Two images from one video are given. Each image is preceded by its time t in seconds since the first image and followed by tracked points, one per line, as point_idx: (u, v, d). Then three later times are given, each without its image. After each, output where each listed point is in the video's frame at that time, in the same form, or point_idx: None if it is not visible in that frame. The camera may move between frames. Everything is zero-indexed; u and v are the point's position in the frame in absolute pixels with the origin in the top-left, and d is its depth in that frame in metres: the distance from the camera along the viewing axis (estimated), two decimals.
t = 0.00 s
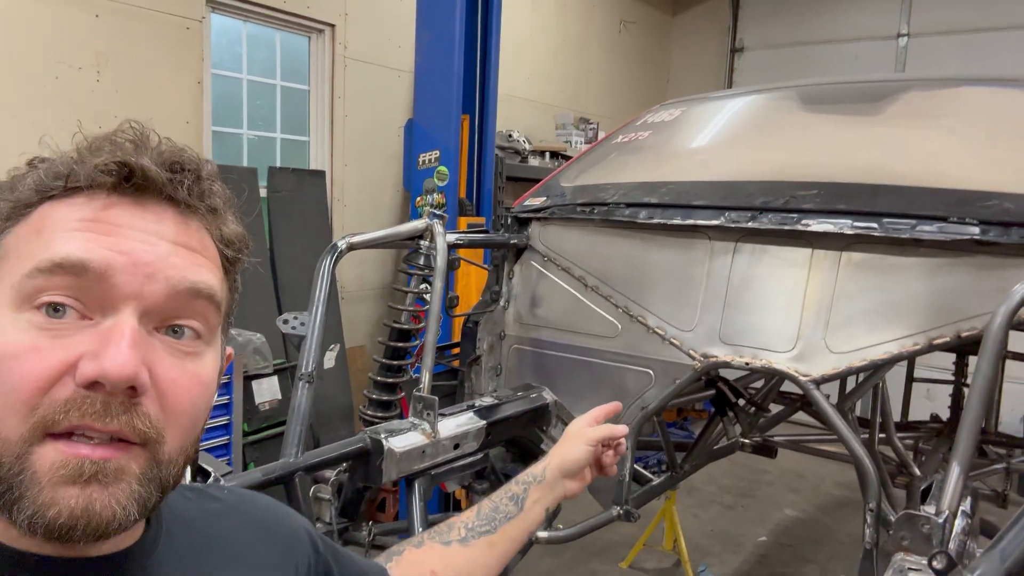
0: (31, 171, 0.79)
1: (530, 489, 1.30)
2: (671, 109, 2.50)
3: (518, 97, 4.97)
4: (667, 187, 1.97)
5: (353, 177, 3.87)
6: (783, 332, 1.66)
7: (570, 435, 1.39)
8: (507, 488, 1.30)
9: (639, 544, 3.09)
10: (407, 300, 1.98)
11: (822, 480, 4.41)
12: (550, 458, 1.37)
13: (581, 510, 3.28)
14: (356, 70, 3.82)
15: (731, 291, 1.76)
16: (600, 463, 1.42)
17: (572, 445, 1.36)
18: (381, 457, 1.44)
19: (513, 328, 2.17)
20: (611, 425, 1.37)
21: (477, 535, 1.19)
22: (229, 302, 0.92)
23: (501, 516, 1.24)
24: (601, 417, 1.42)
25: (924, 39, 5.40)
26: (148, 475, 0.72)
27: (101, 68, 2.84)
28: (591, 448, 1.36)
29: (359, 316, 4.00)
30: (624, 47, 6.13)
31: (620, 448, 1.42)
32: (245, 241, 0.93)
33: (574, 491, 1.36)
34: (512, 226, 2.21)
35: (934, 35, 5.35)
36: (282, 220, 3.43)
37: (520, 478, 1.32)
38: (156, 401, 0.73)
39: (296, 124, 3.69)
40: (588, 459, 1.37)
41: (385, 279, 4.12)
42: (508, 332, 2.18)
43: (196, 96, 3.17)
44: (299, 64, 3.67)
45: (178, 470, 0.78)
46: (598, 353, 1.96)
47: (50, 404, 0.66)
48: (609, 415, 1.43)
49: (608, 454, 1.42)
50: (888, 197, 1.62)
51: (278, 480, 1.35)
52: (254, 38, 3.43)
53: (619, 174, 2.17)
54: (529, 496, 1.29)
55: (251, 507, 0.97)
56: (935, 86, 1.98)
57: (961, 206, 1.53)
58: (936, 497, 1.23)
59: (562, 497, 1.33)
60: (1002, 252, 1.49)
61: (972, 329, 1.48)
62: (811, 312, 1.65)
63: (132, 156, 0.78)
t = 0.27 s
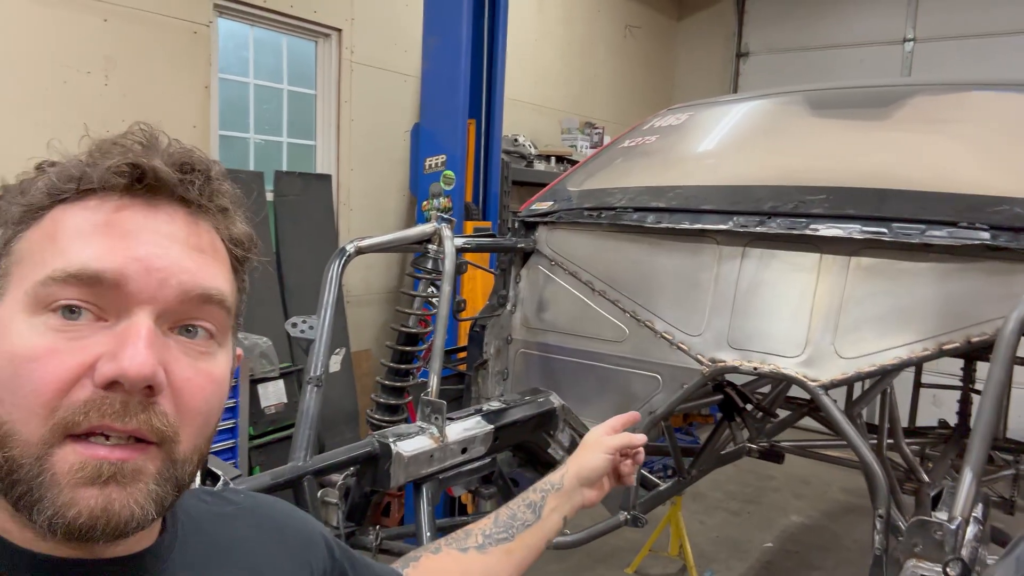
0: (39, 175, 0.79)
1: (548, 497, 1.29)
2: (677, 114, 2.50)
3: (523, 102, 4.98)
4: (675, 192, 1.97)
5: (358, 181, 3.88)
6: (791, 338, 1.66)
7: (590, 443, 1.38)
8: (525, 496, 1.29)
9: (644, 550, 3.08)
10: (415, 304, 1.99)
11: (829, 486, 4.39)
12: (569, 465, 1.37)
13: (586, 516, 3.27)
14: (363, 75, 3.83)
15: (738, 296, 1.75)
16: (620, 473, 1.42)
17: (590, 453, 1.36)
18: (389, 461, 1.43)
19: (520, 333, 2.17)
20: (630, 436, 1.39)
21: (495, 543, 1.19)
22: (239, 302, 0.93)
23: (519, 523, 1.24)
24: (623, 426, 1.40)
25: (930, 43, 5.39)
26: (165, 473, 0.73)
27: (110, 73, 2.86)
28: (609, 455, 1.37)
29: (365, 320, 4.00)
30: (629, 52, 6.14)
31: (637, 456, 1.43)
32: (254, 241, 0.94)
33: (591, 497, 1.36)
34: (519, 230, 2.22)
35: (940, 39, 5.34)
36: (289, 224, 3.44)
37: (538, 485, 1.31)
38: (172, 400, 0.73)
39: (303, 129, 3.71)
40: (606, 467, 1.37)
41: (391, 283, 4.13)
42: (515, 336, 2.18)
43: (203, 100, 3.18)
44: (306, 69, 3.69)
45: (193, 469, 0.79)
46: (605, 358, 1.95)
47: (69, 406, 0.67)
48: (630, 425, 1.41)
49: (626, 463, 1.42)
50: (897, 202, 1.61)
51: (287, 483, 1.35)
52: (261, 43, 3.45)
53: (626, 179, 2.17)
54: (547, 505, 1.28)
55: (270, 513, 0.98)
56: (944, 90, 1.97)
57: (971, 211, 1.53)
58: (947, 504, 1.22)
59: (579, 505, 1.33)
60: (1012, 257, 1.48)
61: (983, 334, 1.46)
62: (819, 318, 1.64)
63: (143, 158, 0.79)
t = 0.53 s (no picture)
0: (28, 172, 0.79)
1: (548, 489, 1.30)
2: (672, 116, 2.51)
3: (518, 105, 4.99)
4: (669, 194, 1.98)
5: (353, 184, 3.88)
6: (786, 338, 1.66)
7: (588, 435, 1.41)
8: (526, 489, 1.29)
9: (639, 552, 3.08)
10: (410, 306, 1.99)
11: (823, 488, 4.40)
12: (569, 456, 1.38)
13: (581, 518, 3.27)
14: (358, 78, 3.83)
15: (733, 297, 1.76)
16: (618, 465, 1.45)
17: (589, 445, 1.38)
18: (385, 462, 1.43)
19: (515, 334, 2.17)
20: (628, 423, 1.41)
21: (497, 536, 1.19)
22: (230, 297, 0.93)
23: (520, 516, 1.23)
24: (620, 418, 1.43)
25: (921, 48, 5.44)
26: (160, 468, 0.73)
27: (104, 75, 2.85)
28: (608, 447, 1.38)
29: (360, 324, 3.99)
30: (624, 57, 6.17)
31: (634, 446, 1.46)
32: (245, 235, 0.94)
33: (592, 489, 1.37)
34: (514, 232, 2.23)
35: (932, 44, 5.38)
36: (283, 227, 3.44)
37: (538, 478, 1.31)
38: (165, 396, 0.73)
39: (298, 132, 3.70)
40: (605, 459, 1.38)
41: (386, 287, 4.13)
42: (510, 338, 2.18)
43: (198, 104, 3.18)
44: (300, 72, 3.69)
45: (188, 464, 0.79)
46: (600, 359, 1.95)
47: (64, 403, 0.67)
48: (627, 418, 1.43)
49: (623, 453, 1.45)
50: (890, 203, 1.62)
51: (282, 484, 1.34)
52: (256, 46, 3.45)
53: (621, 181, 2.17)
54: (548, 497, 1.28)
55: (269, 512, 0.97)
56: (935, 93, 1.99)
57: (963, 212, 1.54)
58: (942, 501, 1.22)
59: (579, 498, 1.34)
60: (1005, 258, 1.49)
61: (976, 334, 1.47)
62: (814, 319, 1.64)
63: (133, 154, 0.79)
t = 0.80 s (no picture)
0: (19, 182, 0.79)
1: (563, 416, 1.37)
2: (671, 120, 2.51)
3: (517, 109, 5.00)
4: (669, 198, 1.97)
5: (352, 189, 3.88)
6: (786, 342, 1.66)
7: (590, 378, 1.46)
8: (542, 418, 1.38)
9: (639, 556, 3.07)
10: (409, 310, 1.99)
11: (824, 491, 4.39)
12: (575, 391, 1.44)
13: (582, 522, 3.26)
14: (357, 82, 3.83)
15: (733, 301, 1.76)
16: (621, 404, 1.49)
17: (595, 381, 1.44)
18: (384, 468, 1.43)
19: (515, 338, 2.16)
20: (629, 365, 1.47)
21: (520, 457, 1.28)
22: (225, 304, 0.93)
23: (539, 440, 1.32)
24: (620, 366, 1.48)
25: (920, 51, 5.45)
26: (155, 478, 0.73)
27: (103, 80, 2.86)
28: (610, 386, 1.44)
29: (360, 327, 3.99)
30: (623, 60, 6.18)
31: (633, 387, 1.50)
32: (238, 243, 0.94)
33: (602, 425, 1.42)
34: (514, 236, 2.23)
35: (930, 47, 5.39)
36: (283, 231, 3.44)
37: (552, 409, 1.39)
38: (159, 406, 0.74)
39: (297, 136, 3.70)
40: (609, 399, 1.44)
41: (385, 290, 4.13)
42: (510, 342, 2.17)
43: (197, 108, 3.18)
44: (299, 77, 3.69)
45: (183, 474, 0.79)
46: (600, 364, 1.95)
47: (56, 414, 0.68)
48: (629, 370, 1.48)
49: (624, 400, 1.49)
50: (890, 207, 1.62)
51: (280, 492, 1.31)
52: (255, 51, 3.45)
53: (620, 185, 2.17)
54: (564, 422, 1.36)
55: (261, 507, 0.98)
56: (935, 96, 1.99)
57: (963, 216, 1.53)
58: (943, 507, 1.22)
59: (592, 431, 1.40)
60: (1005, 261, 1.49)
61: (977, 338, 1.46)
62: (814, 322, 1.64)
63: (125, 165, 0.79)
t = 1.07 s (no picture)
0: (15, 182, 0.80)
1: (565, 368, 1.37)
2: (674, 120, 2.50)
3: (520, 110, 4.99)
4: (672, 198, 1.97)
5: (355, 190, 3.88)
6: (791, 342, 1.65)
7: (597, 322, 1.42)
8: (544, 370, 1.40)
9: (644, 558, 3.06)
10: (413, 311, 1.98)
11: (830, 492, 4.37)
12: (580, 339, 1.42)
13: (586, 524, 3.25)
14: (359, 84, 3.84)
15: (736, 301, 1.75)
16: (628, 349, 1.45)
17: (599, 329, 1.40)
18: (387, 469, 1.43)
19: (518, 340, 2.16)
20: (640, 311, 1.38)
21: (521, 414, 1.32)
22: (223, 301, 0.94)
23: (541, 396, 1.35)
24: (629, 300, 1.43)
25: (924, 50, 5.43)
26: (153, 479, 0.74)
27: (106, 83, 2.86)
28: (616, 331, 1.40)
29: (363, 329, 3.99)
30: (626, 61, 6.17)
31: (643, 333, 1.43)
32: (234, 240, 0.95)
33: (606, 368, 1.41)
34: (516, 237, 2.22)
35: (934, 46, 5.37)
36: (286, 233, 3.44)
37: (554, 360, 1.39)
38: (158, 403, 0.75)
39: (300, 138, 3.71)
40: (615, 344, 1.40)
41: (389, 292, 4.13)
42: (514, 343, 2.17)
43: (200, 110, 3.18)
44: (302, 79, 3.69)
45: (182, 471, 0.80)
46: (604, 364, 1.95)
47: (55, 412, 0.69)
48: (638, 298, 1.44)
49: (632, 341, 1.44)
50: (895, 206, 1.61)
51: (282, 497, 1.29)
52: (258, 53, 3.45)
53: (623, 185, 2.17)
54: (565, 375, 1.36)
55: (258, 497, 1.02)
56: (941, 95, 1.98)
57: (969, 215, 1.52)
58: (949, 507, 1.21)
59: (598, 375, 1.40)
60: (1011, 260, 1.48)
61: (983, 337, 1.46)
62: (818, 322, 1.63)
63: (119, 161, 0.80)
